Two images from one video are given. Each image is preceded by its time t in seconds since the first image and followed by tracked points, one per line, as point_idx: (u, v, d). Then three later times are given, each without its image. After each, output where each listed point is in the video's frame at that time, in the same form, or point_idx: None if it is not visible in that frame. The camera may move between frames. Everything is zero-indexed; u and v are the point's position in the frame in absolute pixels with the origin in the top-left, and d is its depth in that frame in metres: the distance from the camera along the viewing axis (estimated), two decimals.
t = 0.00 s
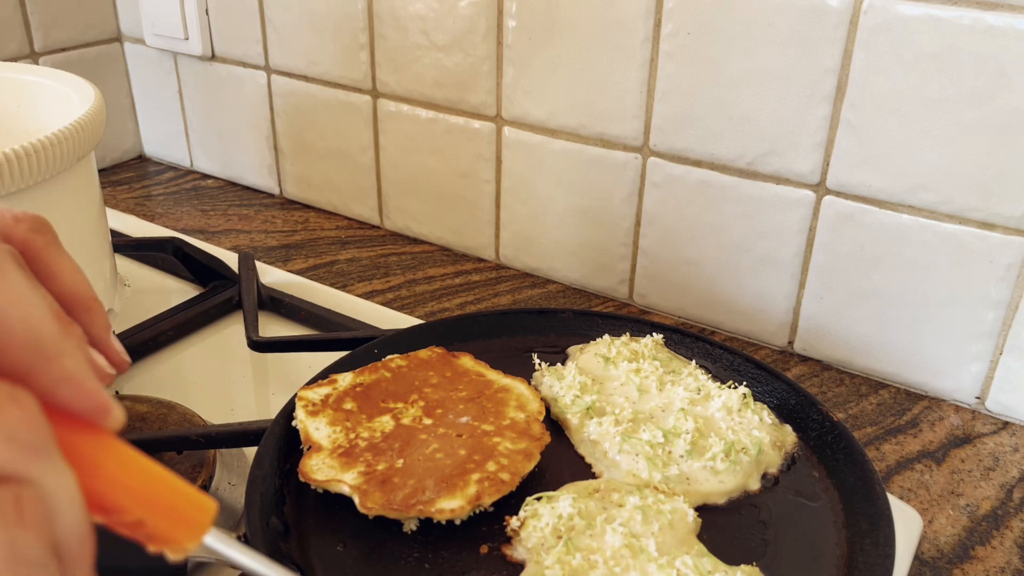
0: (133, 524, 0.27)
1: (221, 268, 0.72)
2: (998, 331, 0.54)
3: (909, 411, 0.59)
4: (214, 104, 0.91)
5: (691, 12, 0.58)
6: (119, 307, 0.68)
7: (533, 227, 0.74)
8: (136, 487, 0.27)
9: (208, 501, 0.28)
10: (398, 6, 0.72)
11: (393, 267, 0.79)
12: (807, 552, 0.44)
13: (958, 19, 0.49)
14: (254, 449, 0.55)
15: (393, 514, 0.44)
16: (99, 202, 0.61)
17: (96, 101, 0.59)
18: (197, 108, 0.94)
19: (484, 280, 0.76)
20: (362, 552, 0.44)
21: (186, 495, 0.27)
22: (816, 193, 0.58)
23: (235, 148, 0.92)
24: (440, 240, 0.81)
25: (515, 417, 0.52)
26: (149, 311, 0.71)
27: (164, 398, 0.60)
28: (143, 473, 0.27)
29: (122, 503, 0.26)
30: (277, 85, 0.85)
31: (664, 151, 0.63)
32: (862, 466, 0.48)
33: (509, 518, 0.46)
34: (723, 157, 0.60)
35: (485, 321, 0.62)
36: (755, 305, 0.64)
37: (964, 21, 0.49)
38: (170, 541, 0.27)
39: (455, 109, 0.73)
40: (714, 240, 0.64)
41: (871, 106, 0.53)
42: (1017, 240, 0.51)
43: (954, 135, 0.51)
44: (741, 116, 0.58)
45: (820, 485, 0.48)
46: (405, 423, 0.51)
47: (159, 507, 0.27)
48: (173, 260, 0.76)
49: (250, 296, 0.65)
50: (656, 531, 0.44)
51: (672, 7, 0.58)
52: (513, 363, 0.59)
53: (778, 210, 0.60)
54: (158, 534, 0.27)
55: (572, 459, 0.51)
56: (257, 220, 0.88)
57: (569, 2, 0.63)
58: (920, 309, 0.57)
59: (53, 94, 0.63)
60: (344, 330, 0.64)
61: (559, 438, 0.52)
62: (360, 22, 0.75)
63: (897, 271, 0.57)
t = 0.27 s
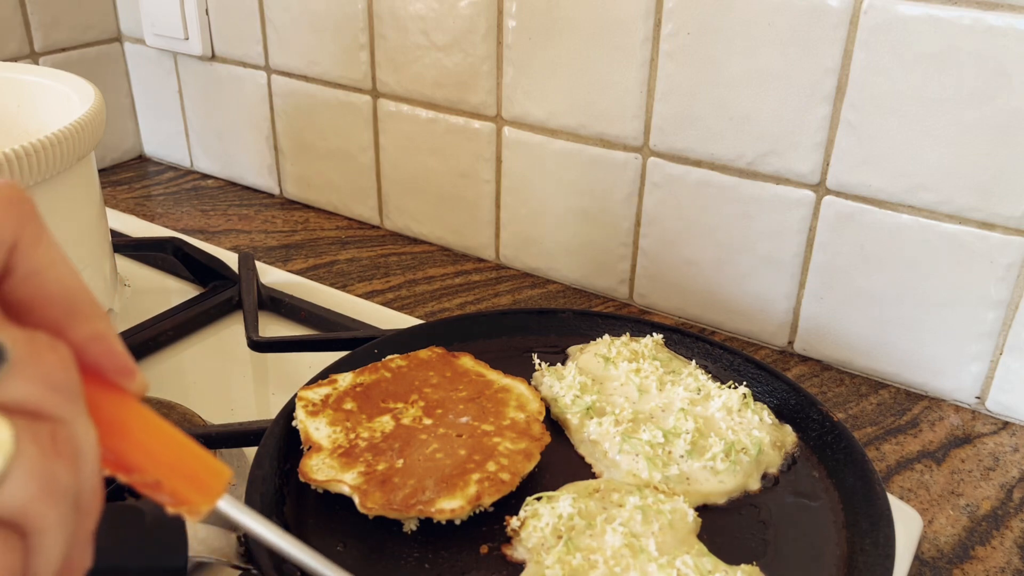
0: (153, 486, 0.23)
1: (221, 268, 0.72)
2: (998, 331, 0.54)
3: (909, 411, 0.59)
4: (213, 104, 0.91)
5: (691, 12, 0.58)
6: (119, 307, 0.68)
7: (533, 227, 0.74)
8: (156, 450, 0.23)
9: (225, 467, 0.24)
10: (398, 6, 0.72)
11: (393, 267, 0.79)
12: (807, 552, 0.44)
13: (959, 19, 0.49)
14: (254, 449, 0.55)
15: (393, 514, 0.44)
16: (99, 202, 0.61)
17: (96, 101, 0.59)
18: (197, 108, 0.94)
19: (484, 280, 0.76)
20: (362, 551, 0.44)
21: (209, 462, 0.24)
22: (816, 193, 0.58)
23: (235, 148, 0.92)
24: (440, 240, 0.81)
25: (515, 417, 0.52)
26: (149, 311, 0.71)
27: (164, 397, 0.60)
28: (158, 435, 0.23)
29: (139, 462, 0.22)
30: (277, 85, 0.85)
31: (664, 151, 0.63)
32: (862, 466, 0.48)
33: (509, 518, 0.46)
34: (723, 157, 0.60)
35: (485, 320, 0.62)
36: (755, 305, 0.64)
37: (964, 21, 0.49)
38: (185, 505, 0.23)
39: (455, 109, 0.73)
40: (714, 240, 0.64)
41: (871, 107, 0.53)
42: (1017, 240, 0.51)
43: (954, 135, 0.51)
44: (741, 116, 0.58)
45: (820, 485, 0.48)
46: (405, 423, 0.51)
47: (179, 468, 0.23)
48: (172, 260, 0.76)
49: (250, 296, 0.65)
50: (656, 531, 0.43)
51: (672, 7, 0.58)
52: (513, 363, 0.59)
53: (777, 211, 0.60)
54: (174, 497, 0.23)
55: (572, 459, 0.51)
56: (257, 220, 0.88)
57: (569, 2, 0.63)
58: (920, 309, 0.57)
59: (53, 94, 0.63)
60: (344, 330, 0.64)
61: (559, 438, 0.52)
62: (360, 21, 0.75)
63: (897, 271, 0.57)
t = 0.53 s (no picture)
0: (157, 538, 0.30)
1: (221, 268, 0.72)
2: (998, 331, 0.54)
3: (909, 411, 0.59)
4: (213, 104, 0.91)
5: (691, 12, 0.58)
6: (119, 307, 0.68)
7: (533, 227, 0.74)
8: (147, 502, 0.30)
9: (219, 514, 0.31)
10: (398, 6, 0.72)
11: (393, 267, 0.79)
12: (807, 552, 0.44)
13: (959, 19, 0.49)
14: (254, 450, 0.55)
15: (393, 515, 0.44)
16: (99, 202, 0.61)
17: (96, 101, 0.59)
18: (197, 108, 0.94)
19: (484, 280, 0.76)
20: (362, 552, 0.44)
21: (201, 513, 0.30)
22: (816, 193, 0.58)
23: (235, 148, 0.92)
24: (440, 240, 0.81)
25: (515, 417, 0.52)
26: (149, 311, 0.71)
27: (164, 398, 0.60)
28: (153, 487, 0.30)
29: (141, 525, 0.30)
30: (277, 85, 0.85)
31: (664, 151, 0.63)
32: (862, 466, 0.48)
33: (509, 517, 0.46)
34: (723, 157, 0.60)
35: (485, 320, 0.62)
36: (755, 305, 0.64)
37: (964, 21, 0.49)
38: (192, 551, 0.30)
39: (455, 109, 0.73)
40: (714, 240, 0.64)
41: (871, 107, 0.53)
42: (1017, 240, 0.51)
43: (954, 135, 0.51)
44: (741, 116, 0.58)
45: (820, 486, 0.48)
46: (405, 423, 0.51)
47: (175, 521, 0.30)
48: (172, 259, 0.76)
49: (250, 296, 0.65)
50: (656, 531, 0.43)
51: (672, 7, 0.58)
52: (513, 363, 0.59)
53: (777, 211, 0.60)
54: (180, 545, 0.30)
55: (572, 459, 0.51)
56: (257, 220, 0.88)
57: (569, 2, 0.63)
58: (920, 309, 0.57)
59: (53, 94, 0.63)
60: (344, 330, 0.64)
61: (560, 438, 0.52)
62: (360, 21, 0.75)
63: (897, 271, 0.57)
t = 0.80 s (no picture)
0: None
1: (221, 268, 0.72)
2: (998, 331, 0.54)
3: (909, 411, 0.59)
4: (213, 104, 0.91)
5: (691, 12, 0.58)
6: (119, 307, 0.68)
7: (533, 227, 0.74)
8: None
9: None
10: (398, 6, 0.72)
11: (393, 267, 0.79)
12: (806, 552, 0.44)
13: (958, 19, 0.49)
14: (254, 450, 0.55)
15: (394, 515, 0.44)
16: (99, 201, 0.61)
17: (96, 101, 0.59)
18: (197, 108, 0.94)
19: (484, 280, 0.76)
20: (362, 551, 0.44)
21: None
22: (816, 193, 0.58)
23: (235, 148, 0.92)
24: (440, 240, 0.81)
25: (515, 417, 0.52)
26: (149, 311, 0.71)
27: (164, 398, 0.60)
28: None
29: None
30: (277, 85, 0.85)
31: (664, 151, 0.63)
32: (862, 466, 0.48)
33: (508, 516, 0.46)
34: (724, 157, 0.60)
35: (485, 320, 0.62)
36: (755, 305, 0.64)
37: (964, 21, 0.49)
38: None
39: (455, 109, 0.73)
40: (714, 240, 0.64)
41: (871, 107, 0.53)
42: (1017, 240, 0.51)
43: (954, 135, 0.51)
44: (741, 116, 0.58)
45: (820, 485, 0.48)
46: (405, 423, 0.51)
47: None
48: (172, 259, 0.76)
49: (250, 296, 0.65)
50: (655, 531, 0.43)
51: (672, 7, 0.58)
52: (513, 363, 0.59)
53: (777, 211, 0.60)
54: None
55: (572, 459, 0.51)
56: (257, 220, 0.88)
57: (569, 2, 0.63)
58: (920, 309, 0.57)
59: (53, 95, 0.63)
60: (344, 330, 0.64)
61: (560, 438, 0.52)
62: (360, 21, 0.75)
63: (897, 271, 0.57)
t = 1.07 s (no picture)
0: None
1: (221, 269, 0.72)
2: (998, 331, 0.54)
3: (909, 411, 0.59)
4: (213, 104, 0.91)
5: (691, 12, 0.58)
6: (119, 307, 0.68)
7: (533, 227, 0.74)
8: None
9: None
10: (398, 6, 0.72)
11: (393, 267, 0.79)
12: (805, 551, 0.44)
13: (958, 19, 0.49)
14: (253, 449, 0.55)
15: (393, 515, 0.44)
16: (99, 201, 0.61)
17: (96, 100, 0.59)
18: (197, 108, 0.94)
19: (484, 280, 0.76)
20: (362, 551, 0.44)
21: None
22: (816, 193, 0.58)
23: (235, 148, 0.92)
24: (440, 240, 0.81)
25: (515, 417, 0.52)
26: (149, 311, 0.71)
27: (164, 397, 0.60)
28: None
29: None
30: (277, 85, 0.85)
31: (664, 151, 0.63)
32: (862, 466, 0.48)
33: (507, 513, 0.46)
34: (724, 157, 0.60)
35: (485, 321, 0.62)
36: (755, 305, 0.64)
37: (964, 21, 0.49)
38: None
39: (455, 109, 0.73)
40: (714, 240, 0.64)
41: (871, 107, 0.53)
42: (1017, 240, 0.51)
43: (954, 135, 0.51)
44: (741, 116, 0.58)
45: (820, 485, 0.48)
46: (405, 423, 0.51)
47: None
48: (172, 259, 0.76)
49: (250, 296, 0.65)
50: (653, 530, 0.43)
51: (672, 7, 0.58)
52: (513, 363, 0.59)
53: (777, 211, 0.60)
54: None
55: (571, 459, 0.51)
56: (257, 220, 0.88)
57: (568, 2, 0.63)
58: (920, 309, 0.57)
59: (53, 94, 0.63)
60: (344, 330, 0.64)
61: (559, 438, 0.52)
62: (360, 21, 0.75)
63: (897, 271, 0.57)
